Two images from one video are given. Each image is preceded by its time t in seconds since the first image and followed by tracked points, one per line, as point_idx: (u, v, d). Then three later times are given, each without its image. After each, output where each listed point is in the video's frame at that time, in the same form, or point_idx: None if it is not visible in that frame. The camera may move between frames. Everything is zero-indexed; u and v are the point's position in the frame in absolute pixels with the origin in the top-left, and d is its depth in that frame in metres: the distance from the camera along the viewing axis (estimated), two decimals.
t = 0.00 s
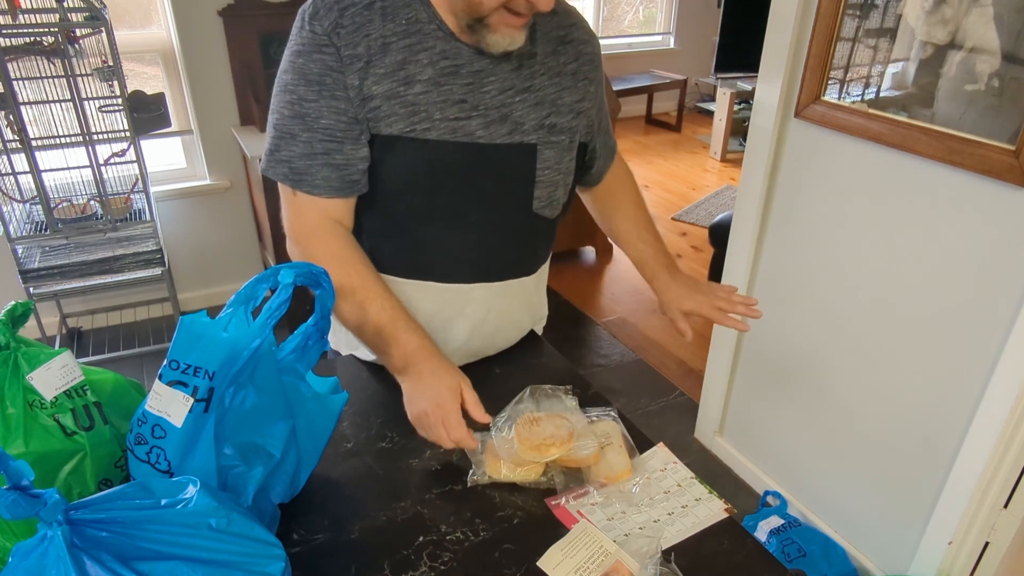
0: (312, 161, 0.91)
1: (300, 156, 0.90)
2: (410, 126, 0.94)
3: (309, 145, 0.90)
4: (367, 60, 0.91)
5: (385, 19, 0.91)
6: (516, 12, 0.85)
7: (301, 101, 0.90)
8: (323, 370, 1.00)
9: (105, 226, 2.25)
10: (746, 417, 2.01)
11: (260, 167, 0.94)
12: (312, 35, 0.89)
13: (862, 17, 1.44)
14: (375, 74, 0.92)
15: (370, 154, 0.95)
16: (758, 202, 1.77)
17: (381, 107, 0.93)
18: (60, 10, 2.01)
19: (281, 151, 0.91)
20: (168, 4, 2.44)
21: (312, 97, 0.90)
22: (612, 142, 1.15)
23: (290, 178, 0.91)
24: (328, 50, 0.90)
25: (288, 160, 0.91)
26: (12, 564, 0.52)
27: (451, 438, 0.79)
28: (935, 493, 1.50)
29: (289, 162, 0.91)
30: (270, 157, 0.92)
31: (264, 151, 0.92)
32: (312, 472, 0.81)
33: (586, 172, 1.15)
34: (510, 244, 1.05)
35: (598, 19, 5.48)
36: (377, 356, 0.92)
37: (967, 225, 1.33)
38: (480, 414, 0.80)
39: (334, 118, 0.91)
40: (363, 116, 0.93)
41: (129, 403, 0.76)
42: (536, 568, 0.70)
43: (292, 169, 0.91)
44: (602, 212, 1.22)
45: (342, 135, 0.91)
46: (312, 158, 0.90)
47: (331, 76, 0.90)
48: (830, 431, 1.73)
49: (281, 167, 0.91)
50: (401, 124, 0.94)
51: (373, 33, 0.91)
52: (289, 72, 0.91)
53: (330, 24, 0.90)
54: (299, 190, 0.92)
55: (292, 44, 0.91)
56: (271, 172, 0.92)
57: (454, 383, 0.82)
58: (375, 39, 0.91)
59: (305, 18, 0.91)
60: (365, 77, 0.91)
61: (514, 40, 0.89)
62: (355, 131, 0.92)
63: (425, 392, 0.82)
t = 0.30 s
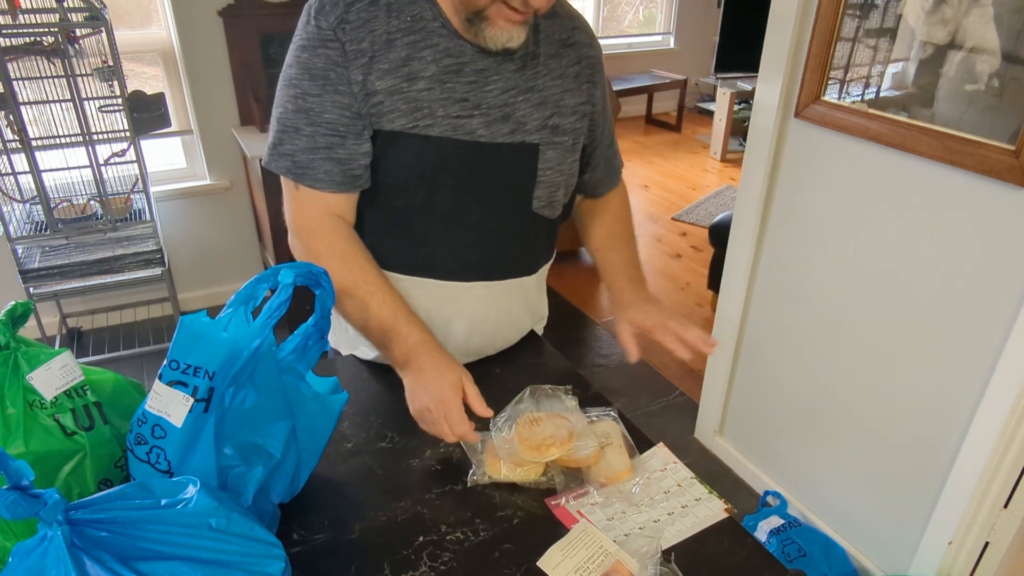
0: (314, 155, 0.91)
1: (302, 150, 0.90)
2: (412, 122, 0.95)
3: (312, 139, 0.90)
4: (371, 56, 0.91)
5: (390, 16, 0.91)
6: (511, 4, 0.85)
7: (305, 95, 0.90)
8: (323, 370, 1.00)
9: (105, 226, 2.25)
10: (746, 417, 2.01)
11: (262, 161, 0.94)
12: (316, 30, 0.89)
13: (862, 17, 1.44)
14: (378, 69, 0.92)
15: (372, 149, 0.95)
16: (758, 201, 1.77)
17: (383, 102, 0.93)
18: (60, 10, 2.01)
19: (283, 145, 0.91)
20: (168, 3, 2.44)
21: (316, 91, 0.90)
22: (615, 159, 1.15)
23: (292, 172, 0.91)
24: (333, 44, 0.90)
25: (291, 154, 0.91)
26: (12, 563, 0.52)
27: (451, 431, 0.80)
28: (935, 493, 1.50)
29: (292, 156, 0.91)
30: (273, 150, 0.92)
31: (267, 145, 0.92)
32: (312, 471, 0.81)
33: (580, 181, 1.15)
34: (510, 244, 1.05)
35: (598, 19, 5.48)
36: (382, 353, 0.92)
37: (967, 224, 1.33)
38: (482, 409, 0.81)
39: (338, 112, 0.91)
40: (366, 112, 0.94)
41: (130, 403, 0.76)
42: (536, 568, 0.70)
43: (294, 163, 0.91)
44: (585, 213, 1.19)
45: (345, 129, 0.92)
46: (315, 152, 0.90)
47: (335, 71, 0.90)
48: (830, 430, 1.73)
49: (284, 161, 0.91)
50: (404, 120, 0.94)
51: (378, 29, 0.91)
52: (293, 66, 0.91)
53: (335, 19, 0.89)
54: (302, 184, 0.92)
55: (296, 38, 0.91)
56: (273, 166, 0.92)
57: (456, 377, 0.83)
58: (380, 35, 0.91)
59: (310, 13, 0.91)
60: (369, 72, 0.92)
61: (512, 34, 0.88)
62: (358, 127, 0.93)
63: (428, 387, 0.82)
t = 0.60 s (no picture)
0: (318, 152, 0.91)
1: (306, 148, 0.91)
2: (413, 122, 0.95)
3: (315, 137, 0.91)
4: (372, 55, 0.92)
5: (391, 16, 0.92)
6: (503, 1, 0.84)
7: (308, 93, 0.90)
8: (323, 370, 1.00)
9: (105, 226, 2.25)
10: (746, 417, 2.01)
11: (268, 158, 0.95)
12: (319, 28, 0.90)
13: (862, 17, 1.44)
14: (379, 69, 0.92)
15: (376, 148, 0.96)
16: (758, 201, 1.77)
17: (385, 102, 0.94)
18: (60, 10, 2.01)
19: (289, 143, 0.92)
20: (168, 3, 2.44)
21: (319, 89, 0.90)
22: (613, 175, 1.11)
23: (297, 169, 0.92)
24: (335, 42, 0.90)
25: (295, 151, 0.92)
26: (12, 563, 0.52)
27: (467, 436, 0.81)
28: (935, 493, 1.50)
29: (295, 153, 0.92)
30: (279, 148, 0.93)
31: (274, 142, 0.93)
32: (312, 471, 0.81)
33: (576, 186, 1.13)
34: (510, 244, 1.05)
35: (598, 19, 5.47)
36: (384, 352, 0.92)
37: (966, 225, 1.33)
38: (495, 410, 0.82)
39: (341, 110, 0.91)
40: (369, 111, 0.94)
41: (130, 403, 0.76)
42: (536, 568, 0.70)
43: (299, 160, 0.92)
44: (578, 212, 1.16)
45: (350, 127, 0.92)
46: (318, 150, 0.91)
47: (338, 69, 0.90)
48: (830, 430, 1.73)
49: (289, 158, 0.92)
50: (405, 119, 0.95)
51: (379, 29, 0.91)
52: (296, 64, 0.91)
53: (337, 17, 0.90)
54: (307, 182, 0.93)
55: (299, 36, 0.92)
56: (280, 164, 0.93)
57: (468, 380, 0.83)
58: (381, 35, 0.91)
59: (313, 10, 0.91)
60: (370, 72, 0.92)
61: (508, 33, 0.87)
62: (363, 125, 0.93)
63: (439, 391, 0.83)
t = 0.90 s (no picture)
0: (318, 160, 0.92)
1: (307, 155, 0.92)
2: (412, 127, 0.95)
3: (316, 144, 0.92)
4: (371, 61, 0.92)
5: (389, 21, 0.92)
6: (490, 8, 0.84)
7: (307, 100, 0.91)
8: (324, 370, 1.00)
9: (105, 226, 2.25)
10: (746, 417, 2.01)
11: (271, 166, 0.96)
12: (317, 34, 0.90)
13: (862, 17, 1.44)
14: (378, 75, 0.93)
15: (376, 153, 0.96)
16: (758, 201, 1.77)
17: (383, 108, 0.94)
18: (60, 10, 2.01)
19: (290, 151, 0.93)
20: (168, 3, 2.44)
21: (318, 96, 0.91)
22: (612, 177, 1.11)
23: (297, 177, 0.93)
24: (333, 50, 0.91)
25: (296, 159, 0.92)
26: (12, 563, 0.52)
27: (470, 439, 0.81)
28: (935, 493, 1.50)
29: (297, 160, 0.92)
30: (279, 156, 0.94)
31: (275, 150, 0.94)
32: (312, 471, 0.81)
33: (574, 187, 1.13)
34: (511, 245, 1.05)
35: (598, 19, 5.47)
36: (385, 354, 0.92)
37: (967, 224, 1.33)
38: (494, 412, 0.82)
39: (340, 117, 0.92)
40: (369, 117, 0.95)
41: (130, 403, 0.76)
42: (536, 568, 0.70)
43: (299, 168, 0.92)
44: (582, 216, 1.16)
45: (350, 135, 0.93)
46: (319, 157, 0.92)
47: (337, 76, 0.91)
48: (830, 430, 1.73)
49: (290, 166, 0.93)
50: (403, 125, 0.95)
51: (377, 35, 0.92)
52: (296, 71, 0.92)
53: (334, 25, 0.91)
54: (307, 189, 0.94)
55: (299, 43, 0.92)
56: (281, 172, 0.94)
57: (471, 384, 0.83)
58: (379, 40, 0.92)
59: (311, 17, 0.92)
60: (369, 78, 0.93)
61: (501, 39, 0.87)
62: (364, 132, 0.94)
63: (440, 396, 0.83)
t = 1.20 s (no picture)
0: (297, 164, 0.94)
1: (286, 158, 0.94)
2: (406, 136, 0.96)
3: (296, 149, 0.94)
4: (366, 70, 0.93)
5: (386, 28, 0.93)
6: (492, 18, 0.85)
7: (292, 105, 0.93)
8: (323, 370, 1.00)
9: (105, 226, 2.25)
10: (746, 417, 2.01)
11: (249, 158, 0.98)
12: (309, 42, 0.91)
13: (862, 17, 1.44)
14: (374, 84, 0.94)
15: (353, 166, 0.98)
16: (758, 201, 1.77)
17: (377, 116, 0.95)
18: (60, 10, 2.01)
19: (268, 149, 0.95)
20: (168, 3, 2.44)
21: (304, 103, 0.92)
22: (610, 182, 1.11)
23: (274, 176, 0.95)
24: (325, 58, 0.92)
25: (275, 160, 0.95)
26: (12, 563, 0.52)
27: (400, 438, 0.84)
28: (935, 493, 1.50)
29: (275, 161, 0.95)
30: (257, 151, 0.96)
31: (254, 145, 0.96)
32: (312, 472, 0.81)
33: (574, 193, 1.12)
34: (509, 246, 1.05)
35: (598, 19, 5.47)
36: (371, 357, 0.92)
37: (967, 224, 1.33)
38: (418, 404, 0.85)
39: (321, 127, 0.93)
40: (355, 126, 0.96)
41: (130, 403, 0.76)
42: (536, 568, 0.70)
43: (277, 169, 0.95)
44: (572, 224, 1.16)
45: (326, 145, 0.94)
46: (298, 162, 0.94)
47: (326, 84, 0.92)
48: (830, 430, 1.73)
49: (267, 164, 0.95)
50: (398, 133, 0.96)
51: (375, 42, 0.93)
52: (286, 74, 0.93)
53: (330, 32, 0.91)
54: (282, 189, 0.96)
55: (292, 46, 0.93)
56: (256, 165, 0.96)
57: (400, 385, 0.86)
58: (376, 48, 0.93)
59: (307, 23, 0.93)
60: (363, 86, 0.94)
61: (501, 48, 0.87)
62: (337, 144, 0.95)
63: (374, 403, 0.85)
